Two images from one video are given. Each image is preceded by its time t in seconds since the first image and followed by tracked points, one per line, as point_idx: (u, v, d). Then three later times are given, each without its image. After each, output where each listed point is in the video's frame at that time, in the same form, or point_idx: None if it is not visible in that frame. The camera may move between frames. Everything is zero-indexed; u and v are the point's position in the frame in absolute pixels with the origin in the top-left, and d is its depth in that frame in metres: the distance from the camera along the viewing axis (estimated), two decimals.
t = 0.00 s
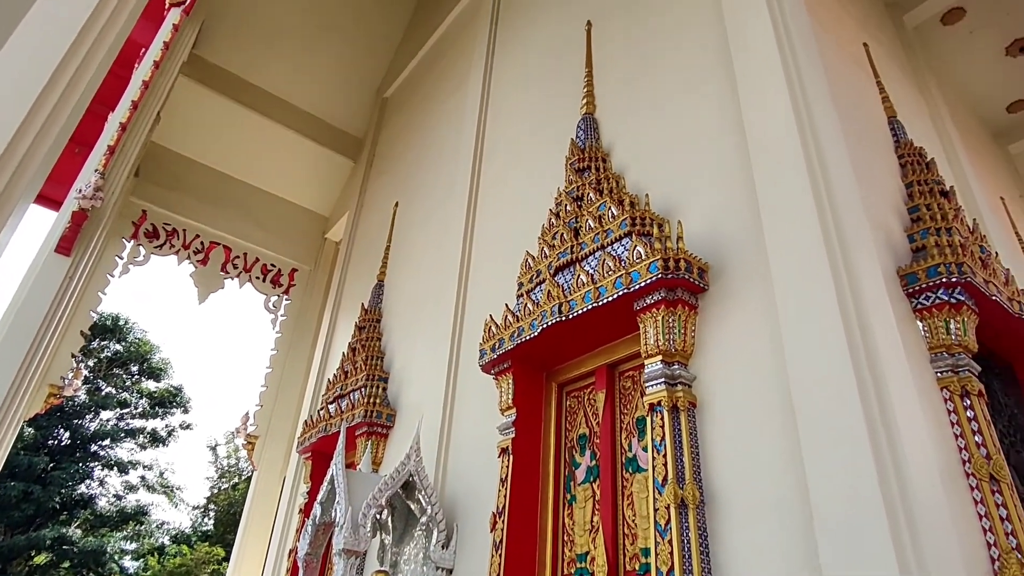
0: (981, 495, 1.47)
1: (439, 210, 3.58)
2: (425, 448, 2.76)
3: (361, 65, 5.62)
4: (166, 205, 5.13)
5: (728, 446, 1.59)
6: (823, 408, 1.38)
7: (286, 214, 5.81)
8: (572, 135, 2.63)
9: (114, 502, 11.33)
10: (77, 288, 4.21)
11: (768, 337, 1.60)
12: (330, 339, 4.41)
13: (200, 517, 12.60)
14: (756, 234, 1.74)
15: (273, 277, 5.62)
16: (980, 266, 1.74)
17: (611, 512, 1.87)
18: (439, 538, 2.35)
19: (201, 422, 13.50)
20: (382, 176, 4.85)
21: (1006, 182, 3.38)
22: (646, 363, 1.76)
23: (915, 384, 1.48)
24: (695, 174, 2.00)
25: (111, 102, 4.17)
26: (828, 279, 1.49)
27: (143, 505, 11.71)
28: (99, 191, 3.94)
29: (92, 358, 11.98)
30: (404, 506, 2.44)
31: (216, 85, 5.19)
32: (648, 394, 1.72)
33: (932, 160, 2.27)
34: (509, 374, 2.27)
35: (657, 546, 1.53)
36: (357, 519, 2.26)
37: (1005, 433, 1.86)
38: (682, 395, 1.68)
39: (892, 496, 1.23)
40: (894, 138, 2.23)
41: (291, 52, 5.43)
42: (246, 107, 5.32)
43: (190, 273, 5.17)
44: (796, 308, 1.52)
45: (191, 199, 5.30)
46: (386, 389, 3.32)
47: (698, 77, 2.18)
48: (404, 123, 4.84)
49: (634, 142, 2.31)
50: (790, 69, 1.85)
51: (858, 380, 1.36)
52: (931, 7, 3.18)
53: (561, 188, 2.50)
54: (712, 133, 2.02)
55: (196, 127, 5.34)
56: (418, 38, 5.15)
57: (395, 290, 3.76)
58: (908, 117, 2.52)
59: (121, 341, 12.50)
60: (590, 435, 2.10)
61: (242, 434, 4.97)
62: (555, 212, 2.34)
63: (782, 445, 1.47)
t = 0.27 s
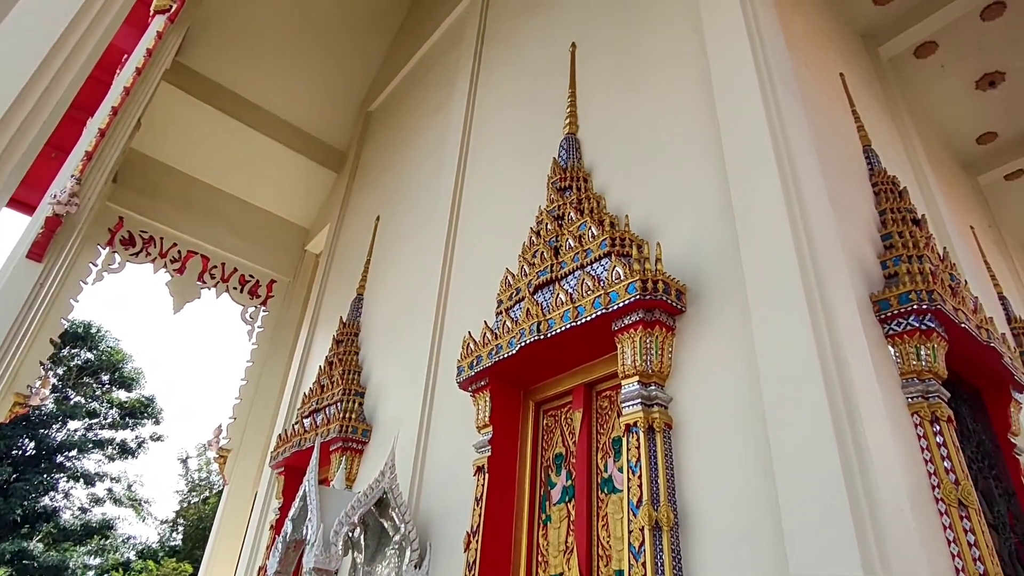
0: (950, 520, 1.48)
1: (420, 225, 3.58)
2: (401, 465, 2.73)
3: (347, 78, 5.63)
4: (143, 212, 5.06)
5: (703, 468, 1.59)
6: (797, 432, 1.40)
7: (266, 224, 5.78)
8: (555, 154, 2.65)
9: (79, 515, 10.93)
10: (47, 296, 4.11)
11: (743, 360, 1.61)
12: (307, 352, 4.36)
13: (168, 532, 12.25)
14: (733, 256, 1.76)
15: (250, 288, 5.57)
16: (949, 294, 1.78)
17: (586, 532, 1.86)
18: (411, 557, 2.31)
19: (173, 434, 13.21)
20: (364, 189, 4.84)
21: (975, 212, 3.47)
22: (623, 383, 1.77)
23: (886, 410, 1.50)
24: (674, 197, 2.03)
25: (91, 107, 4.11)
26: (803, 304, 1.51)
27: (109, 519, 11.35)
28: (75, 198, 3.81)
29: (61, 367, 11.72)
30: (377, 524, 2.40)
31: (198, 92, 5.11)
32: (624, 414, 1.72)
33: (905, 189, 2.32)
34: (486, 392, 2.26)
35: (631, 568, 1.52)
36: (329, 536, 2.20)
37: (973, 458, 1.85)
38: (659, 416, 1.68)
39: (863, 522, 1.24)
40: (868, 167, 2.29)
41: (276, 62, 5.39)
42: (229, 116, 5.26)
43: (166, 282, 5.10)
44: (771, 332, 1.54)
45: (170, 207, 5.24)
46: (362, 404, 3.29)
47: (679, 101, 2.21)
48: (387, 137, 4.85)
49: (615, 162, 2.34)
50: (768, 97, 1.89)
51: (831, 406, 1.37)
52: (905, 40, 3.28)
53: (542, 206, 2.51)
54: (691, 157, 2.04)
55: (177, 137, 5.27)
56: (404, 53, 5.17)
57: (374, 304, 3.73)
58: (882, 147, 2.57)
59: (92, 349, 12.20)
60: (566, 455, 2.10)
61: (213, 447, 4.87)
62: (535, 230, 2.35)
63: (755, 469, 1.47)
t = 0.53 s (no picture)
0: (915, 544, 1.50)
1: (400, 237, 3.57)
2: (373, 479, 2.70)
3: (330, 87, 5.61)
4: (118, 217, 4.98)
5: (674, 488, 1.59)
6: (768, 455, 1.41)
7: (244, 232, 5.72)
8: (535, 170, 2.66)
9: (37, 526, 10.74)
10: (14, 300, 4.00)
11: (716, 381, 1.62)
12: (281, 363, 4.31)
13: (133, 544, 11.82)
14: (708, 277, 1.78)
15: (225, 296, 5.50)
16: (918, 319, 1.81)
17: (558, 551, 1.85)
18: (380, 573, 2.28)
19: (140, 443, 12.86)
20: (344, 199, 4.81)
21: (945, 240, 3.55)
22: (598, 401, 1.77)
23: (855, 433, 1.52)
24: (652, 216, 2.05)
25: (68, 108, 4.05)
26: (776, 327, 1.52)
27: (70, 530, 11.02)
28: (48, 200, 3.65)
29: (27, 371, 11.43)
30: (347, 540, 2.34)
31: (178, 97, 5.03)
32: (598, 433, 1.72)
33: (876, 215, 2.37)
34: (461, 407, 2.25)
35: None
36: (297, 552, 2.15)
37: (939, 482, 1.85)
38: (632, 435, 1.69)
39: (831, 546, 1.25)
40: (842, 193, 2.33)
41: (260, 69, 5.34)
42: (210, 122, 5.19)
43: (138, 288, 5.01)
44: (744, 353, 1.56)
45: (146, 212, 5.15)
46: (336, 416, 3.25)
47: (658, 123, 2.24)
48: (369, 148, 4.84)
49: (594, 181, 2.35)
50: (745, 122, 1.92)
51: (801, 430, 1.38)
52: (879, 70, 3.37)
53: (522, 222, 2.52)
54: (669, 178, 2.07)
55: (156, 142, 5.18)
56: (389, 65, 5.18)
57: (351, 315, 3.70)
58: (855, 173, 2.63)
59: (59, 354, 11.88)
60: (540, 472, 2.09)
61: (181, 458, 4.76)
62: (514, 246, 2.35)
63: (726, 489, 1.48)
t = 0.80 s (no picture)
0: (880, 561, 1.52)
1: (378, 245, 3.55)
2: (343, 490, 2.66)
3: (312, 93, 5.58)
4: (91, 216, 4.87)
5: (645, 504, 1.60)
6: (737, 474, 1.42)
7: (220, 236, 5.65)
8: (516, 183, 2.67)
9: None
10: None
11: (689, 397, 1.63)
12: (254, 369, 4.24)
13: (93, 553, 11.06)
14: (683, 293, 1.79)
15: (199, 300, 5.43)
16: (886, 340, 1.85)
17: (528, 565, 1.84)
18: None
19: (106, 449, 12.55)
20: (323, 205, 4.78)
21: (914, 262, 3.63)
22: (572, 415, 1.77)
23: (823, 452, 1.54)
24: (629, 232, 2.06)
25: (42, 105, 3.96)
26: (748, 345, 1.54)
27: (28, 537, 10.69)
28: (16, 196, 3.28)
29: None
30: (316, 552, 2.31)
31: (159, 98, 4.93)
32: (570, 446, 1.72)
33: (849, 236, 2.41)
34: (435, 418, 2.24)
35: None
36: (262, 563, 2.12)
37: (904, 499, 1.86)
38: (605, 449, 1.69)
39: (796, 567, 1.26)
40: (816, 214, 2.37)
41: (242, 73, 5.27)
42: (190, 125, 5.10)
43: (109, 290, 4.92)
44: (716, 372, 1.57)
45: (120, 212, 5.06)
46: (308, 425, 3.21)
47: (637, 139, 2.27)
48: (350, 154, 4.82)
49: (573, 195, 2.37)
50: (722, 142, 1.95)
51: (771, 449, 1.40)
52: (854, 95, 3.44)
53: (501, 234, 2.52)
54: (647, 194, 2.09)
55: (132, 141, 5.07)
56: (373, 73, 5.17)
57: (327, 322, 3.67)
58: (829, 195, 2.68)
59: (24, 355, 11.59)
60: (512, 485, 2.08)
61: (148, 464, 4.66)
62: (492, 257, 2.36)
63: (696, 507, 1.49)
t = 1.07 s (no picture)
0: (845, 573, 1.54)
1: (357, 248, 3.53)
2: (314, 495, 2.63)
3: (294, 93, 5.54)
4: (63, 210, 4.75)
5: (617, 513, 1.60)
6: (708, 485, 1.43)
7: (196, 235, 5.58)
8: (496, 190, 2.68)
9: None
10: None
11: (662, 407, 1.64)
12: (227, 371, 4.18)
13: (56, 556, 10.72)
14: (659, 304, 1.81)
15: (172, 300, 5.36)
16: (856, 354, 1.88)
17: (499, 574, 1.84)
18: None
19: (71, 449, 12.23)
20: (302, 207, 4.74)
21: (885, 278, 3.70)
22: (546, 423, 1.77)
23: (793, 465, 1.56)
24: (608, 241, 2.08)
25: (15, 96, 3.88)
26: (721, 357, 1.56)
27: None
28: None
29: None
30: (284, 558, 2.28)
31: (138, 93, 4.84)
32: (544, 454, 1.72)
33: (822, 252, 2.45)
34: (409, 423, 2.22)
35: None
36: (229, 569, 2.08)
37: (871, 512, 1.89)
38: (578, 458, 1.69)
39: None
40: (791, 229, 2.41)
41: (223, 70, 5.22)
42: (170, 122, 5.02)
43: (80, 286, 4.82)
44: (690, 383, 1.58)
45: (93, 208, 4.95)
46: (280, 428, 3.17)
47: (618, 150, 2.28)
48: (331, 156, 4.79)
49: (553, 203, 2.38)
50: (701, 155, 1.97)
51: (741, 461, 1.42)
52: (831, 113, 3.51)
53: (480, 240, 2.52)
54: (625, 204, 2.11)
55: (108, 136, 4.97)
56: (356, 75, 5.15)
57: (303, 325, 3.63)
58: (804, 211, 2.73)
59: None
60: (485, 492, 2.08)
61: (114, 466, 4.55)
62: (471, 264, 2.36)
63: (667, 517, 1.50)
